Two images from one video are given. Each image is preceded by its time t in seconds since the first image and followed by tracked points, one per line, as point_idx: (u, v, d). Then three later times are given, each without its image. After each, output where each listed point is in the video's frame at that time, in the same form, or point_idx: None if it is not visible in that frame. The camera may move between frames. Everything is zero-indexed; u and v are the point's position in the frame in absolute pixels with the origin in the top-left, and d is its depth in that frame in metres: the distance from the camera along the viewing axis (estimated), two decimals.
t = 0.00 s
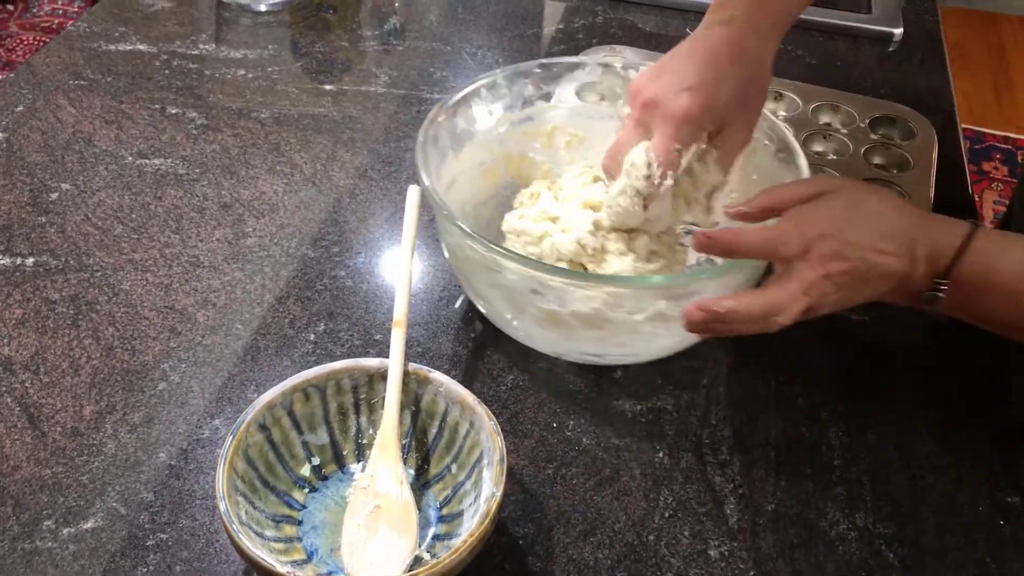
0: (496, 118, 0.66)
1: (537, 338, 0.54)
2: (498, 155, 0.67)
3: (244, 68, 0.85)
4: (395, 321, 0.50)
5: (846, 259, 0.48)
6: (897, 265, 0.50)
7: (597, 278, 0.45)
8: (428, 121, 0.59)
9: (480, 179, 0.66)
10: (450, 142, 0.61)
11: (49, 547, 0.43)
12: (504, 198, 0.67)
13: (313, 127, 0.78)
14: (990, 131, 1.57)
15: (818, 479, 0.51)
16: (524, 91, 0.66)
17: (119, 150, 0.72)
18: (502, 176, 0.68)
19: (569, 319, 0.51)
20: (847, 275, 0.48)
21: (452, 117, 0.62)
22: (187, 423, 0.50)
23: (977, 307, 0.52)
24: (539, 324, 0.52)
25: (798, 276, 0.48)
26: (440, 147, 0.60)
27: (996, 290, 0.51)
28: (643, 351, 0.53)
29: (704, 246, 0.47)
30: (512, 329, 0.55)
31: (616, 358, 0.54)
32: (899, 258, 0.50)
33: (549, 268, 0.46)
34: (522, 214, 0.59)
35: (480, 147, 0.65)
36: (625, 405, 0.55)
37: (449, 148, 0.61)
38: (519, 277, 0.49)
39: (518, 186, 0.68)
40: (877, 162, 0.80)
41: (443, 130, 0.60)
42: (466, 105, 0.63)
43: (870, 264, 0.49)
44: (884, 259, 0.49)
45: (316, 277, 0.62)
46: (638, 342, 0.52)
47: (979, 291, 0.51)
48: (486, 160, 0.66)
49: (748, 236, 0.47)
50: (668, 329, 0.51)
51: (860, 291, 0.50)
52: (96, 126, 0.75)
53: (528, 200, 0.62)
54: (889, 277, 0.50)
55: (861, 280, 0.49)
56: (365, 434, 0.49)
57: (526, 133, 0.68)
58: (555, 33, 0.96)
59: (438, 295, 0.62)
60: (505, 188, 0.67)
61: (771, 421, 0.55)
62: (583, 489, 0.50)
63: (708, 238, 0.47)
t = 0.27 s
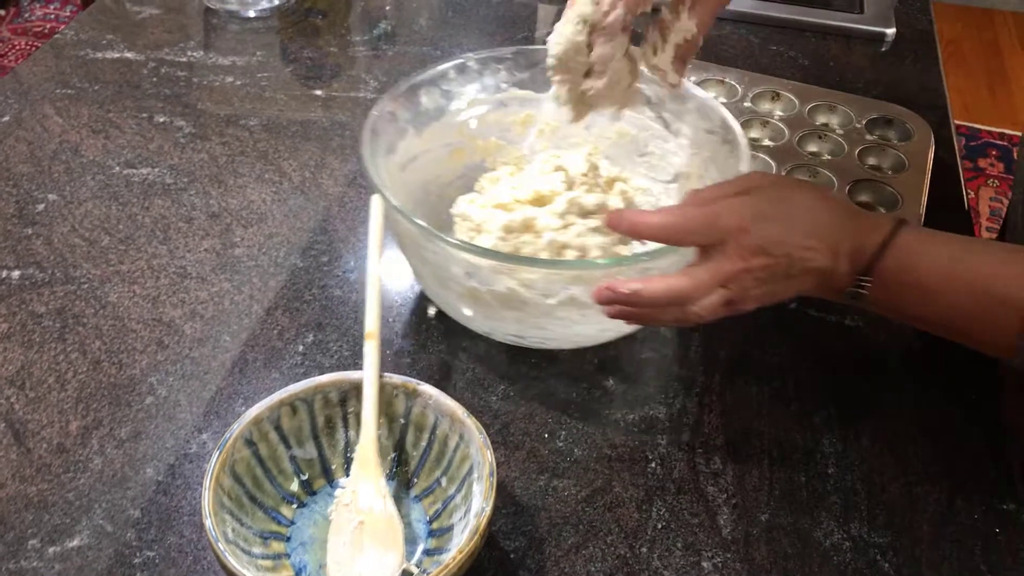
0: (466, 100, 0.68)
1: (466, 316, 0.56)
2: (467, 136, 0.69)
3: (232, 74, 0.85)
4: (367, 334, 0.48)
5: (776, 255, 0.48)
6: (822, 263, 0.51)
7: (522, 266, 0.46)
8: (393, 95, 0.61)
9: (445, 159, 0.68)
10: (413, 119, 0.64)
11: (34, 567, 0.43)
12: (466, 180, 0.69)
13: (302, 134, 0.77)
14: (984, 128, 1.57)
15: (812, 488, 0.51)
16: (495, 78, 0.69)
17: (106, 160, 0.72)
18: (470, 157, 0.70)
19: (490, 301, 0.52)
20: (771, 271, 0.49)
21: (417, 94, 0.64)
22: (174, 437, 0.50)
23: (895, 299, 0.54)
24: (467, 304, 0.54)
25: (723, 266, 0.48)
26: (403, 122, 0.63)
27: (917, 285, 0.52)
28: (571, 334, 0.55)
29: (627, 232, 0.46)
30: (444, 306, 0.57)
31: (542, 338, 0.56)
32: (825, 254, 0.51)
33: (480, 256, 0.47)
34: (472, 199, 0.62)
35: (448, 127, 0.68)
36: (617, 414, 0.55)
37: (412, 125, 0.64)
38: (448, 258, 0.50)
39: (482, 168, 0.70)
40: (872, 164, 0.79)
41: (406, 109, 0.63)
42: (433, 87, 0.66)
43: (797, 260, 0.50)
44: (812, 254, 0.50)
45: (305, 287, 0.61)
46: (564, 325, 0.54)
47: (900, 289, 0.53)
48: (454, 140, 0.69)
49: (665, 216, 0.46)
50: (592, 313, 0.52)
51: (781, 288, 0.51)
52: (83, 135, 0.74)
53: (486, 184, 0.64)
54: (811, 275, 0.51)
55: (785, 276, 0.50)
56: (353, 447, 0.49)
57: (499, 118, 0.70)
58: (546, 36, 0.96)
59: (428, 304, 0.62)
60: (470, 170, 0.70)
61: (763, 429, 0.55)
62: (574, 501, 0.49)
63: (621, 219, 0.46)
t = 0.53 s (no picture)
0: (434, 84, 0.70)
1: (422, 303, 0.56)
2: (435, 119, 0.71)
3: (230, 74, 0.84)
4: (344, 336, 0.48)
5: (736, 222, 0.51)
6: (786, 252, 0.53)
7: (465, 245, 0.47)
8: (357, 79, 0.63)
9: (412, 142, 0.70)
10: (376, 101, 0.65)
11: (35, 571, 0.43)
12: (430, 165, 0.71)
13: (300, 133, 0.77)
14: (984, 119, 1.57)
15: (814, 486, 0.51)
16: (467, 63, 0.70)
17: (104, 161, 0.71)
18: (439, 138, 0.72)
19: (440, 286, 0.53)
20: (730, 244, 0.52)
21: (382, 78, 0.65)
22: (174, 440, 0.50)
23: (852, 307, 0.54)
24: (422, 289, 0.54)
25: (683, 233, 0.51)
26: (366, 105, 0.64)
27: (877, 298, 0.53)
28: (525, 319, 0.56)
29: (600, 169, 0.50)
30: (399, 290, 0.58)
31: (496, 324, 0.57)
32: (790, 240, 0.53)
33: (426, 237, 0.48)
34: (433, 180, 0.63)
35: (415, 109, 0.69)
36: (618, 413, 0.55)
37: (375, 108, 0.65)
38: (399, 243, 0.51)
39: (450, 151, 0.72)
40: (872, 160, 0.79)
41: (368, 90, 0.64)
42: (401, 69, 0.67)
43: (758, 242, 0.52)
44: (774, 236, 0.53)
45: (305, 288, 0.61)
46: (518, 310, 0.54)
47: (857, 289, 0.53)
48: (421, 122, 0.70)
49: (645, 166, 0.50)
50: (543, 296, 0.53)
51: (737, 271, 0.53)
52: (81, 137, 0.74)
53: (452, 167, 0.65)
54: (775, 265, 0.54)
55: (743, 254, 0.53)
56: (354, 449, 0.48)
57: (470, 102, 0.71)
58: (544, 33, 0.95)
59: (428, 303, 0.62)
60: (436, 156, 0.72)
61: (765, 427, 0.54)
62: (576, 501, 0.49)
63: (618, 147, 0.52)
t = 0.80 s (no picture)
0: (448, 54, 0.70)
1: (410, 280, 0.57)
2: (449, 91, 0.71)
3: (235, 59, 0.84)
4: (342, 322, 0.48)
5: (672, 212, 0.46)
6: (747, 251, 0.47)
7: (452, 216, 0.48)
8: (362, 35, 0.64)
9: (420, 109, 0.71)
10: (381, 61, 0.67)
11: (44, 558, 0.43)
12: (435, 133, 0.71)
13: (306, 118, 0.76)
14: (995, 106, 1.53)
15: (827, 472, 0.50)
16: (483, 37, 0.70)
17: (109, 147, 0.71)
18: (449, 111, 0.72)
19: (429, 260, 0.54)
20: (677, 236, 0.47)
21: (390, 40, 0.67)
22: (182, 426, 0.49)
23: (806, 306, 0.46)
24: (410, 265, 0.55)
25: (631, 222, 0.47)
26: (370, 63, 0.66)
27: (828, 287, 0.46)
28: (512, 290, 0.56)
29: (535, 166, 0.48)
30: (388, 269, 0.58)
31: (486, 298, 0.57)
32: (734, 242, 0.47)
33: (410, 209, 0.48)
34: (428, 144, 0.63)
35: (426, 78, 0.70)
36: (628, 399, 0.54)
37: (379, 70, 0.67)
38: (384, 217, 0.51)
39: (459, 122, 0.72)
40: (884, 143, 0.78)
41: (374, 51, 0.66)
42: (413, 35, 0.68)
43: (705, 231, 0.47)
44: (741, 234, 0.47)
45: (312, 273, 0.61)
46: (507, 281, 0.55)
47: (805, 287, 0.46)
48: (433, 92, 0.70)
49: (613, 141, 0.48)
50: (529, 265, 0.54)
51: (693, 268, 0.48)
52: (86, 122, 0.73)
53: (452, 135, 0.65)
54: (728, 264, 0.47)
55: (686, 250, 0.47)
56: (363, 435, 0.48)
57: (483, 77, 0.71)
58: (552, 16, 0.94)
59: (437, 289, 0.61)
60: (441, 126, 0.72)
61: (777, 413, 0.54)
62: (587, 487, 0.49)
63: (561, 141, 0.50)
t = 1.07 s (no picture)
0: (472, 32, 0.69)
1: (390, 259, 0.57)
2: (471, 69, 0.71)
3: (239, 46, 0.83)
4: (344, 311, 0.48)
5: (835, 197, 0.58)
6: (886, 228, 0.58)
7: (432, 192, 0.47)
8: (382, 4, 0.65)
9: (442, 84, 0.71)
10: (403, 32, 0.68)
11: (48, 545, 0.43)
12: (454, 110, 0.72)
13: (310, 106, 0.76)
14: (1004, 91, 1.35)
15: (833, 461, 0.50)
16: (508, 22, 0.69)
17: (113, 134, 0.71)
18: (472, 88, 0.72)
19: (405, 238, 0.53)
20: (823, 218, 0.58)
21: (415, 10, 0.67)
22: (187, 415, 0.49)
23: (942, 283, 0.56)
24: (390, 244, 0.54)
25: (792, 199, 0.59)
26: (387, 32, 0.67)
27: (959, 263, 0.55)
28: (488, 273, 0.55)
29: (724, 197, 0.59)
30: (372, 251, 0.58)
31: (463, 278, 0.57)
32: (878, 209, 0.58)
33: (392, 183, 0.48)
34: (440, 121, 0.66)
35: (449, 53, 0.70)
36: (633, 388, 0.54)
37: (401, 39, 0.68)
38: (363, 193, 0.51)
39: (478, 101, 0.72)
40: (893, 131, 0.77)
41: (396, 20, 0.67)
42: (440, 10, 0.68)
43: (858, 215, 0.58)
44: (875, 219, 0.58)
45: (316, 262, 0.60)
46: (482, 263, 0.54)
47: (929, 267, 0.56)
48: (455, 67, 0.70)
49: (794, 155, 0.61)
50: (504, 248, 0.53)
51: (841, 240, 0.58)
52: (90, 110, 0.73)
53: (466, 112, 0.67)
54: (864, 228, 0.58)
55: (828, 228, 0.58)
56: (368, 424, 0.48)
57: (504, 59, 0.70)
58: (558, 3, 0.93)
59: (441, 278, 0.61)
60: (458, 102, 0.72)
61: (783, 402, 0.53)
62: (591, 476, 0.48)
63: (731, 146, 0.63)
